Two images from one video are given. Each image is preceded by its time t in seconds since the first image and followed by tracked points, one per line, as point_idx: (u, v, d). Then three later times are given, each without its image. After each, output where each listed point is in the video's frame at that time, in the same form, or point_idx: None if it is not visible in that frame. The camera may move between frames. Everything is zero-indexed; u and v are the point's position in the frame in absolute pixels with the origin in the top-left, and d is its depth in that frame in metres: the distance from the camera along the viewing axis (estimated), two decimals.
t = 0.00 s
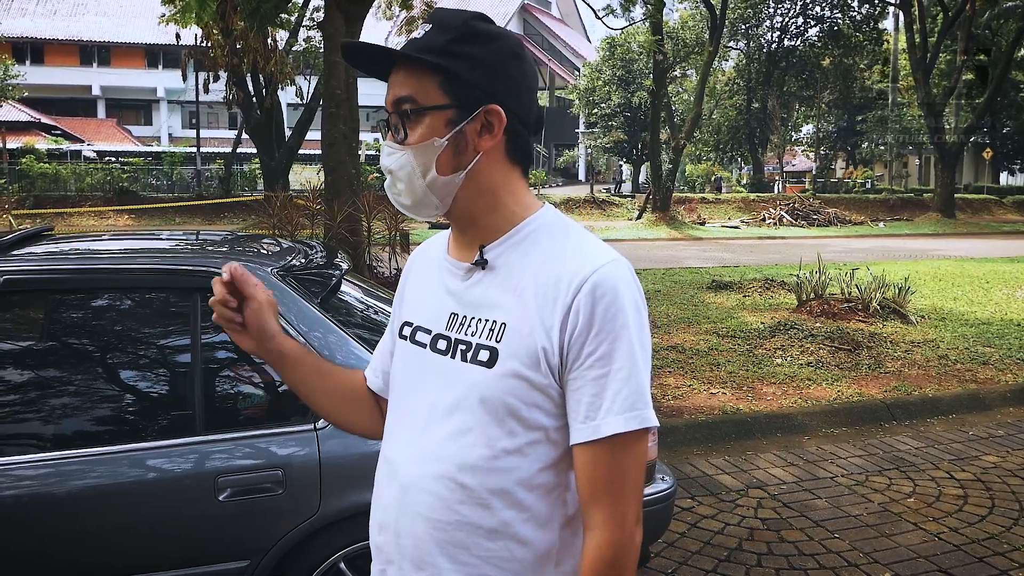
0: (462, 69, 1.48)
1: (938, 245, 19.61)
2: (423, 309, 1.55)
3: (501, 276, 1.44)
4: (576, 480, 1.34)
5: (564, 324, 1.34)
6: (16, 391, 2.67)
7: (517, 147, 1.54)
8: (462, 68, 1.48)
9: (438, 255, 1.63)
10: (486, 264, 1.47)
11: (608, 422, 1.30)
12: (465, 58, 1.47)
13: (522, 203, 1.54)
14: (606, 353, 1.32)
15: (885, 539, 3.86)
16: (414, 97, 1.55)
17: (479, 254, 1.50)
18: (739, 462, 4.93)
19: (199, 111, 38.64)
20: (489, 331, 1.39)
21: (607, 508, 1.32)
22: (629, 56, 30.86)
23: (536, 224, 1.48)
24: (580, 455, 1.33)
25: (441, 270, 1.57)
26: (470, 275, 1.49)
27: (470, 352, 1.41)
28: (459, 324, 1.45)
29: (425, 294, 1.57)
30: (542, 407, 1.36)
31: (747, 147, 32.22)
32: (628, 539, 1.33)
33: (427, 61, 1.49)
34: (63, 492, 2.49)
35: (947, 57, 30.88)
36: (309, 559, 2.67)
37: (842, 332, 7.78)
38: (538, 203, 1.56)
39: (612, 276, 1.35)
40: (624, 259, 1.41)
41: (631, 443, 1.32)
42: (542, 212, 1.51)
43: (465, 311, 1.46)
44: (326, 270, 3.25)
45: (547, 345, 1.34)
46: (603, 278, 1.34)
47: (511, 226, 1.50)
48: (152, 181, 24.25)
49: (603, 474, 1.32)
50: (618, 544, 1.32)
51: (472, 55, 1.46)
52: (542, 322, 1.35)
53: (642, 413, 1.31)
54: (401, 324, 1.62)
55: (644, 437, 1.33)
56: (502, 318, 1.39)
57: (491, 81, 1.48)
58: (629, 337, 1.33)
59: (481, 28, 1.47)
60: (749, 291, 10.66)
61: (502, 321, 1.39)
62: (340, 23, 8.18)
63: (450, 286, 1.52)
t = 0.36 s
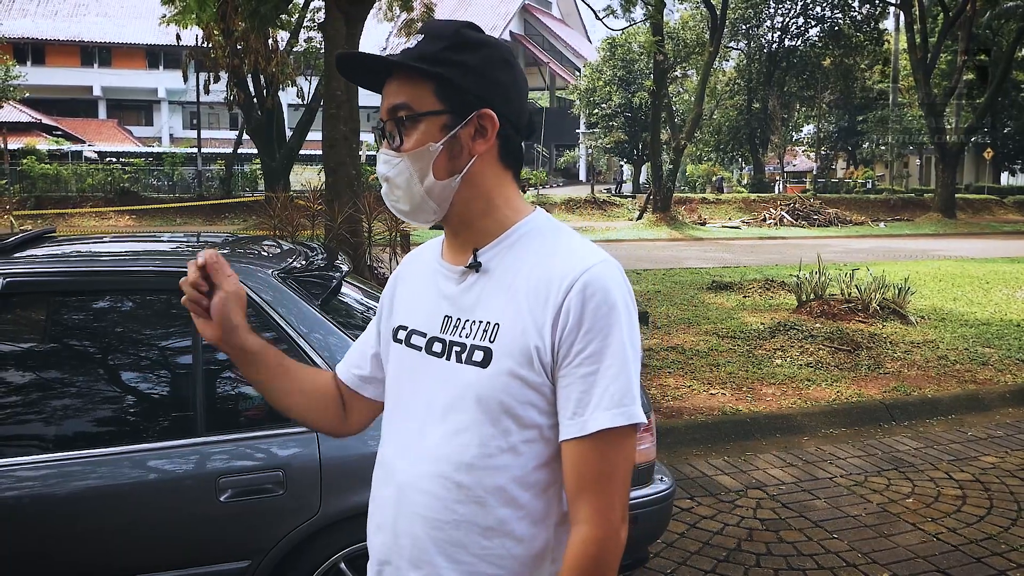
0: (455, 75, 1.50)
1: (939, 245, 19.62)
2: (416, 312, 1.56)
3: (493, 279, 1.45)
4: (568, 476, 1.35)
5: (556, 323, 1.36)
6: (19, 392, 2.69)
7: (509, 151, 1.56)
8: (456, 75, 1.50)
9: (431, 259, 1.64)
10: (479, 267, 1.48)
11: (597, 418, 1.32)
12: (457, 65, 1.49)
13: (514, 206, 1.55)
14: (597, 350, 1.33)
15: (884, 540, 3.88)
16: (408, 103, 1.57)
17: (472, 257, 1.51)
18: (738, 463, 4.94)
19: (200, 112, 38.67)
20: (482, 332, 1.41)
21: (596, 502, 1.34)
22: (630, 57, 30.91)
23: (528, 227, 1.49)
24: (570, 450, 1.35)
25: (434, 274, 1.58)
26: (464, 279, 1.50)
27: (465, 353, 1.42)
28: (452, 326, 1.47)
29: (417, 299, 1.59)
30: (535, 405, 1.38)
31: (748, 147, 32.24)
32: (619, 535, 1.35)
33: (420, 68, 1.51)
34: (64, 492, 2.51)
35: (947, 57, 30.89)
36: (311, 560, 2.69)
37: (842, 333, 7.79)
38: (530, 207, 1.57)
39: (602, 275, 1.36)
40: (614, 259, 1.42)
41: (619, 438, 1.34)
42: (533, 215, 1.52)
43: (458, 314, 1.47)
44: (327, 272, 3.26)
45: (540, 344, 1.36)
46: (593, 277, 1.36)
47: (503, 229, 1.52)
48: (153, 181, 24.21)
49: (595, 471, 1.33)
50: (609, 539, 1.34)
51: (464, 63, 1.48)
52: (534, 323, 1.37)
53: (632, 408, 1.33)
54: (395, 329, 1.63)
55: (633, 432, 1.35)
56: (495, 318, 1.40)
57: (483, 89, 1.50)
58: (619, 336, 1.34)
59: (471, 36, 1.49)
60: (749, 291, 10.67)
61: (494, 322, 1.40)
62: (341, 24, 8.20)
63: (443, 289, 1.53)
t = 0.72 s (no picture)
0: (444, 76, 1.51)
1: (939, 245, 19.65)
2: (407, 316, 1.57)
3: (483, 277, 1.46)
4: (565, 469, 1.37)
5: (547, 317, 1.37)
6: (20, 392, 2.69)
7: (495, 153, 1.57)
8: (445, 75, 1.51)
9: (417, 261, 1.65)
10: (466, 267, 1.49)
11: (593, 409, 1.34)
12: (446, 65, 1.50)
13: (497, 207, 1.56)
14: (589, 343, 1.35)
15: (883, 539, 3.88)
16: (396, 103, 1.57)
17: (459, 257, 1.52)
18: (739, 462, 4.95)
19: (201, 112, 38.69)
20: (475, 330, 1.41)
21: (596, 492, 1.36)
22: (631, 57, 30.97)
23: (513, 225, 1.50)
24: (567, 443, 1.37)
25: (421, 277, 1.59)
26: (452, 279, 1.51)
27: (457, 352, 1.43)
28: (443, 326, 1.47)
29: (406, 303, 1.59)
30: (530, 399, 1.39)
31: (749, 147, 32.25)
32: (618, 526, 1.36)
33: (408, 68, 1.51)
34: (66, 491, 2.51)
35: (948, 58, 30.90)
36: (311, 558, 2.69)
37: (842, 333, 7.80)
38: (514, 205, 1.59)
39: (591, 268, 1.38)
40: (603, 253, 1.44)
41: (615, 429, 1.36)
42: (518, 213, 1.53)
43: (449, 314, 1.48)
44: (328, 272, 3.28)
45: (532, 339, 1.36)
46: (582, 271, 1.37)
47: (490, 227, 1.52)
48: (155, 181, 24.21)
49: (591, 461, 1.35)
50: (609, 530, 1.35)
51: (451, 63, 1.49)
52: (525, 319, 1.38)
53: (626, 397, 1.35)
54: (385, 333, 1.64)
55: (626, 424, 1.36)
56: (485, 316, 1.41)
57: (467, 92, 1.52)
58: (610, 329, 1.36)
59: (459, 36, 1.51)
60: (749, 291, 10.69)
61: (486, 319, 1.41)
62: (342, 23, 8.21)
63: (431, 291, 1.54)
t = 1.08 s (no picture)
0: (469, 70, 1.53)
1: (940, 245, 19.64)
2: (400, 315, 1.56)
3: (483, 272, 1.47)
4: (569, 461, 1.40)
5: (547, 313, 1.38)
6: (23, 390, 2.69)
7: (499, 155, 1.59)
8: (468, 69, 1.53)
9: (406, 258, 1.65)
10: (462, 263, 1.49)
11: (596, 402, 1.37)
12: (465, 61, 1.52)
13: (493, 206, 1.57)
14: (588, 339, 1.37)
15: (884, 538, 3.89)
16: (417, 86, 1.57)
17: (455, 253, 1.52)
18: (739, 462, 4.95)
19: (203, 111, 38.73)
20: (473, 327, 1.41)
21: (596, 484, 1.39)
22: (633, 56, 30.99)
23: (508, 224, 1.51)
24: (570, 436, 1.39)
25: (414, 275, 1.58)
26: (447, 275, 1.51)
27: (455, 349, 1.42)
28: (440, 322, 1.47)
29: (399, 298, 1.59)
30: (530, 394, 1.40)
31: (751, 147, 32.23)
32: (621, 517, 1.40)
33: (438, 56, 1.52)
34: (68, 490, 2.52)
35: (950, 57, 30.89)
36: (312, 558, 2.70)
37: (844, 333, 7.80)
38: (507, 205, 1.60)
39: (589, 266, 1.40)
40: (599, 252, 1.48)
41: (615, 421, 1.39)
42: (511, 214, 1.55)
43: (445, 311, 1.47)
44: (330, 271, 3.28)
45: (531, 335, 1.38)
46: (581, 268, 1.39)
47: (483, 226, 1.54)
48: (157, 180, 24.25)
49: (595, 453, 1.38)
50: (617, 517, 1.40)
51: (475, 56, 1.51)
52: (525, 314, 1.39)
53: (626, 390, 1.38)
54: (377, 331, 1.63)
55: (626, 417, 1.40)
56: (484, 312, 1.42)
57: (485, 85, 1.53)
58: (608, 325, 1.39)
59: (487, 40, 1.54)
60: (751, 291, 10.69)
61: (484, 316, 1.41)
62: (344, 22, 8.21)
63: (425, 288, 1.54)
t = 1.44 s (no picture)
0: (494, 68, 1.53)
1: (942, 244, 19.63)
2: (419, 304, 1.57)
3: (499, 266, 1.47)
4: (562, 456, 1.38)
5: (558, 308, 1.38)
6: (25, 389, 2.69)
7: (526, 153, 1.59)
8: (491, 68, 1.53)
9: (432, 250, 1.65)
10: (482, 256, 1.50)
11: (592, 400, 1.35)
12: (487, 61, 1.52)
13: (519, 205, 1.57)
14: (597, 335, 1.36)
15: (886, 536, 3.89)
16: (445, 87, 1.58)
17: (476, 248, 1.53)
18: (741, 460, 4.95)
19: (205, 111, 38.75)
20: (487, 318, 1.42)
21: (589, 480, 1.36)
22: (635, 55, 30.95)
23: (530, 221, 1.52)
24: (569, 432, 1.37)
25: (437, 265, 1.59)
26: (468, 268, 1.52)
27: (469, 340, 1.43)
28: (456, 313, 1.48)
29: (419, 288, 1.60)
30: (540, 388, 1.40)
31: (753, 145, 32.20)
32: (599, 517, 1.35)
33: (463, 56, 1.53)
34: (71, 488, 2.52)
35: (953, 55, 30.81)
36: (313, 557, 2.71)
37: (846, 331, 7.79)
38: (534, 203, 1.61)
39: (605, 265, 1.40)
40: (612, 250, 1.46)
41: (615, 419, 1.36)
42: (537, 211, 1.56)
43: (462, 303, 1.49)
44: (332, 269, 3.29)
45: (542, 329, 1.38)
46: (595, 265, 1.39)
47: (507, 224, 1.55)
48: (159, 179, 24.28)
49: (594, 450, 1.35)
50: (597, 516, 1.35)
51: (499, 55, 1.51)
52: (539, 308, 1.39)
53: (627, 390, 1.36)
54: (395, 319, 1.65)
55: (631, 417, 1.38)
56: (500, 305, 1.42)
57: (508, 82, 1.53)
58: (617, 322, 1.38)
59: (510, 39, 1.53)
60: (753, 289, 10.69)
61: (500, 308, 1.42)
62: (346, 21, 8.20)
63: (447, 279, 1.54)
